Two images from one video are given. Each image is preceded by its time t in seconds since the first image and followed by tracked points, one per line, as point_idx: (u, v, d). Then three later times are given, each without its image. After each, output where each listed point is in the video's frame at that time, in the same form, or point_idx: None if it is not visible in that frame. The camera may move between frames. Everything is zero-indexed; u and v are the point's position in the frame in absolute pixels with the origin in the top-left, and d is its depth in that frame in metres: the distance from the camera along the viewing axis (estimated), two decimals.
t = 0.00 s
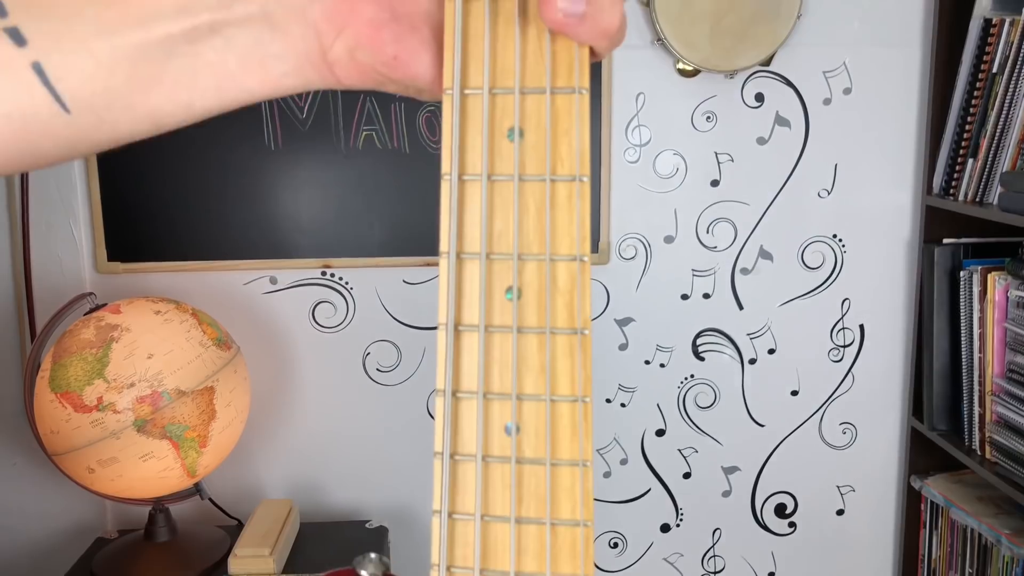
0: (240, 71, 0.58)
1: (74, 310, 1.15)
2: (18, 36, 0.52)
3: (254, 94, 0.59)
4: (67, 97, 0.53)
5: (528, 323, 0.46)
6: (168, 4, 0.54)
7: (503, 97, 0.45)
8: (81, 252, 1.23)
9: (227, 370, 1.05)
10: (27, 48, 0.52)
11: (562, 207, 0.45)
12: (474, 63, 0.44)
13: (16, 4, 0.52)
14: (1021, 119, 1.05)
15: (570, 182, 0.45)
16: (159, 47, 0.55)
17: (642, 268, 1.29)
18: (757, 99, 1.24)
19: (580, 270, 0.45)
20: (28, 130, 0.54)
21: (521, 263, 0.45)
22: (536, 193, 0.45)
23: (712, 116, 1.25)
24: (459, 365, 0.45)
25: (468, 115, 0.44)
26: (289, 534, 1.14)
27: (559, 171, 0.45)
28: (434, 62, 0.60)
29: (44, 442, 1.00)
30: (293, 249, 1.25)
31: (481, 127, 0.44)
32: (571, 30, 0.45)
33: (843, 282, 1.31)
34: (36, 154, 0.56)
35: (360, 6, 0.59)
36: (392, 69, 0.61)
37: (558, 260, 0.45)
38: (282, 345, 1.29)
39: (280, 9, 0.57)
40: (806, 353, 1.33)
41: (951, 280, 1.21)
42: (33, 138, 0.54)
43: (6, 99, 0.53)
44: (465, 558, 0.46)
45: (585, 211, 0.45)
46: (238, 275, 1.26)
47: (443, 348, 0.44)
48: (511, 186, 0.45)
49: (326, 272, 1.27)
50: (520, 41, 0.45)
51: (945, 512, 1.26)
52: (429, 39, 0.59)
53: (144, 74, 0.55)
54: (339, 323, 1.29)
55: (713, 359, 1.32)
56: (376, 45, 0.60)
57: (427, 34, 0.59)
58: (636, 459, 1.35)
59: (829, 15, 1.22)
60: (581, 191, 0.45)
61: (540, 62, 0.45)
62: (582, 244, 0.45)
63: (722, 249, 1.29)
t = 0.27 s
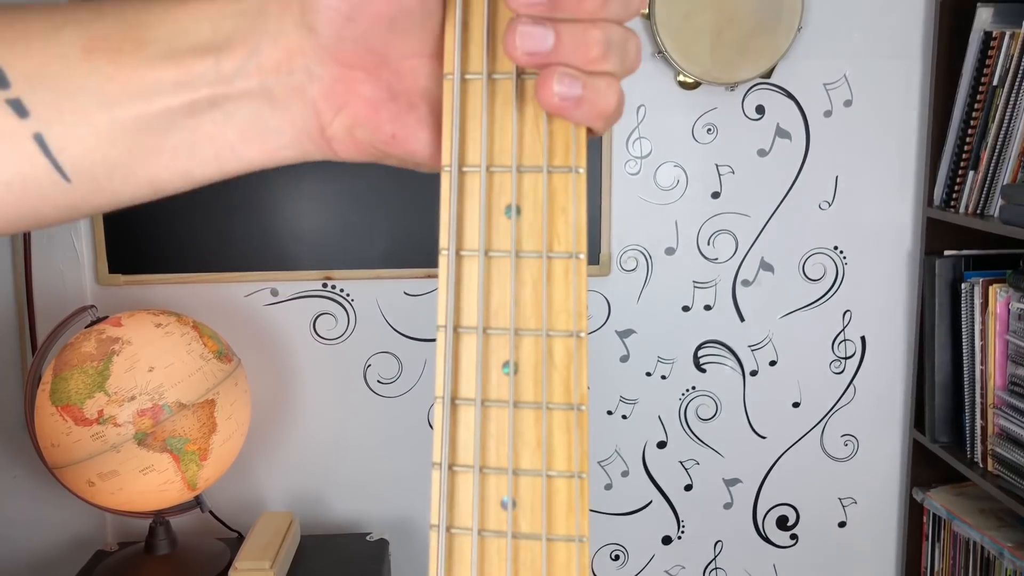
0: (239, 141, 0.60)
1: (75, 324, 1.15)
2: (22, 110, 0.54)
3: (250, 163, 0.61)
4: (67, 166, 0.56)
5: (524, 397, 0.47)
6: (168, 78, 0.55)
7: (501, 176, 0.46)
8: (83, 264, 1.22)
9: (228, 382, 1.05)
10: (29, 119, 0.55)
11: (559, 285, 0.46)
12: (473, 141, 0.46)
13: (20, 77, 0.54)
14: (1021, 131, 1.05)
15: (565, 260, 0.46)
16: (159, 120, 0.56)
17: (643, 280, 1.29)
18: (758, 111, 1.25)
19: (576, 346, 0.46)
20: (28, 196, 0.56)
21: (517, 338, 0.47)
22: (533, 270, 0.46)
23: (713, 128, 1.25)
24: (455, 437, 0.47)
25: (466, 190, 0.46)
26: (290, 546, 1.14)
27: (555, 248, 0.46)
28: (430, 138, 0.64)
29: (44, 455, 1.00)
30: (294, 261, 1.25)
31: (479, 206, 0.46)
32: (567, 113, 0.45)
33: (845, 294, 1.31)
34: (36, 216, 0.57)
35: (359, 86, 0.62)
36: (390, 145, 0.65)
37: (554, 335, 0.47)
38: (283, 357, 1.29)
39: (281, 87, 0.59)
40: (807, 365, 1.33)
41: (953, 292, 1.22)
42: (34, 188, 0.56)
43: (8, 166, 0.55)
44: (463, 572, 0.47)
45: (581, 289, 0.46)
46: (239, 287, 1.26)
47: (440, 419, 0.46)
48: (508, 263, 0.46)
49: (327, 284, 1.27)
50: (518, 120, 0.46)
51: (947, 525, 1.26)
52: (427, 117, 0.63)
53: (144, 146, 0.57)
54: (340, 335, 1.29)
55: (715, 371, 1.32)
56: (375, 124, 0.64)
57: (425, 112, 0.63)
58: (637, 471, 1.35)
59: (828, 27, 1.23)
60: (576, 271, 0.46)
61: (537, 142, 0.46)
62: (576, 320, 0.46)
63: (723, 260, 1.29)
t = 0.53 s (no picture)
0: (247, 190, 0.64)
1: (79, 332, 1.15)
2: (34, 157, 0.58)
3: (259, 210, 0.65)
4: (77, 213, 0.59)
5: (528, 447, 0.49)
6: (179, 129, 0.59)
7: (507, 228, 0.48)
8: (87, 270, 1.22)
9: (232, 390, 1.06)
10: (42, 167, 0.58)
11: (563, 337, 0.49)
12: (479, 196, 0.48)
13: (33, 126, 0.57)
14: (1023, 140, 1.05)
15: (570, 312, 0.49)
16: (169, 169, 0.60)
17: (646, 288, 1.29)
18: (761, 119, 1.25)
19: (580, 398, 0.49)
20: (40, 240, 0.59)
21: (522, 388, 0.49)
22: (538, 322, 0.49)
23: (716, 136, 1.25)
24: (459, 487, 0.49)
25: (472, 243, 0.48)
26: (293, 554, 1.14)
27: (561, 300, 0.49)
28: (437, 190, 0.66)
29: (48, 462, 1.00)
30: (298, 269, 1.26)
31: (485, 260, 0.48)
32: (572, 170, 0.48)
33: (848, 302, 1.31)
34: (47, 260, 0.61)
35: (367, 141, 0.64)
36: (397, 198, 0.68)
37: (559, 386, 0.49)
38: (287, 364, 1.29)
39: (290, 139, 0.63)
40: (809, 373, 1.33)
41: (956, 300, 1.21)
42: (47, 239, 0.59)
43: (20, 211, 0.58)
44: None
45: (585, 341, 0.49)
46: (243, 295, 1.26)
47: (445, 468, 0.48)
48: (513, 314, 0.48)
49: (330, 291, 1.27)
50: (524, 176, 0.48)
51: (951, 534, 1.25)
52: (434, 170, 0.66)
53: (154, 194, 0.60)
54: (344, 342, 1.29)
55: (718, 379, 1.32)
56: (383, 179, 0.66)
57: (432, 165, 0.66)
58: (640, 479, 1.35)
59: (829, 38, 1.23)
60: (580, 322, 0.49)
61: (542, 197, 0.48)
62: (580, 372, 0.49)
63: (726, 268, 1.29)
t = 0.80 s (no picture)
0: (244, 229, 0.64)
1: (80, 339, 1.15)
2: (31, 193, 0.58)
3: (252, 247, 0.65)
4: (73, 248, 0.60)
5: (525, 486, 0.50)
6: (176, 166, 0.59)
7: (503, 268, 0.49)
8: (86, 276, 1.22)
9: (232, 397, 1.05)
10: (39, 202, 0.58)
11: (559, 377, 0.49)
12: (475, 237, 0.48)
13: (30, 161, 0.58)
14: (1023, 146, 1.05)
15: (566, 351, 0.49)
16: (166, 206, 0.60)
17: (646, 294, 1.29)
18: (761, 126, 1.25)
19: (576, 437, 0.49)
20: (35, 275, 0.60)
21: (518, 428, 0.50)
22: (534, 362, 0.49)
23: (716, 143, 1.25)
24: (456, 526, 0.50)
25: (468, 285, 0.49)
26: (293, 561, 1.14)
27: (557, 340, 0.49)
28: (434, 230, 0.67)
29: (48, 469, 1.00)
30: (299, 276, 1.26)
31: (481, 300, 0.49)
32: (568, 213, 0.48)
33: (848, 308, 1.30)
34: (43, 291, 0.61)
35: (363, 183, 0.64)
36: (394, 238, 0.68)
37: (555, 425, 0.50)
38: (287, 371, 1.29)
39: (286, 180, 0.63)
40: (810, 380, 1.32)
41: (957, 306, 1.21)
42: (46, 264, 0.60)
43: (16, 245, 0.59)
44: None
45: (582, 382, 0.49)
46: (244, 301, 1.26)
47: (440, 505, 0.49)
48: (509, 354, 0.49)
49: (331, 298, 1.27)
50: (520, 217, 0.49)
51: (952, 541, 1.25)
52: (430, 211, 0.66)
53: (151, 230, 0.61)
54: (344, 349, 1.29)
55: (718, 386, 1.32)
56: (378, 219, 0.66)
57: (428, 206, 0.66)
58: (641, 486, 1.35)
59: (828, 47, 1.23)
60: (576, 362, 0.49)
61: (538, 237, 0.49)
62: (577, 412, 0.49)
63: (727, 275, 1.29)
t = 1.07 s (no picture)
0: (246, 260, 0.66)
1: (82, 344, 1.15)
2: (36, 224, 0.60)
3: (254, 278, 0.67)
4: (77, 278, 0.61)
5: (526, 522, 0.50)
6: (178, 200, 0.61)
7: (504, 303, 0.49)
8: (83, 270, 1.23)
9: (233, 403, 1.06)
10: (43, 233, 0.60)
11: (561, 411, 0.50)
12: (476, 272, 0.49)
13: (35, 193, 0.59)
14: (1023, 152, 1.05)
15: (567, 386, 0.49)
16: (168, 239, 0.62)
17: (647, 299, 1.30)
18: (762, 131, 1.25)
19: (577, 472, 0.50)
20: (36, 305, 0.62)
21: (519, 463, 0.50)
22: (536, 397, 0.50)
23: (716, 148, 1.25)
24: (458, 562, 0.49)
25: (469, 320, 0.49)
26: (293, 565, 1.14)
27: (558, 375, 0.50)
28: (435, 265, 0.70)
29: (49, 474, 1.00)
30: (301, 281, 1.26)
31: (483, 335, 0.49)
32: (569, 250, 0.49)
33: (849, 313, 1.30)
34: (45, 318, 0.63)
35: (366, 220, 0.67)
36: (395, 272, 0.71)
37: (556, 460, 0.50)
38: (288, 376, 1.29)
39: (288, 214, 0.65)
40: (811, 385, 1.32)
41: (958, 311, 1.21)
42: (51, 295, 0.62)
43: (21, 274, 0.61)
44: None
45: (583, 415, 0.49)
46: (245, 306, 1.26)
47: (442, 541, 0.49)
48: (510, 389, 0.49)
49: (332, 303, 1.27)
50: (521, 252, 0.49)
51: (954, 546, 1.25)
52: (431, 246, 0.69)
53: (152, 261, 0.63)
54: (345, 354, 1.29)
55: (719, 391, 1.32)
56: (380, 254, 0.69)
57: (429, 241, 0.69)
58: (642, 491, 1.35)
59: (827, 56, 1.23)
60: (577, 397, 0.49)
61: (539, 272, 0.49)
62: (578, 447, 0.50)
63: (728, 280, 1.29)
